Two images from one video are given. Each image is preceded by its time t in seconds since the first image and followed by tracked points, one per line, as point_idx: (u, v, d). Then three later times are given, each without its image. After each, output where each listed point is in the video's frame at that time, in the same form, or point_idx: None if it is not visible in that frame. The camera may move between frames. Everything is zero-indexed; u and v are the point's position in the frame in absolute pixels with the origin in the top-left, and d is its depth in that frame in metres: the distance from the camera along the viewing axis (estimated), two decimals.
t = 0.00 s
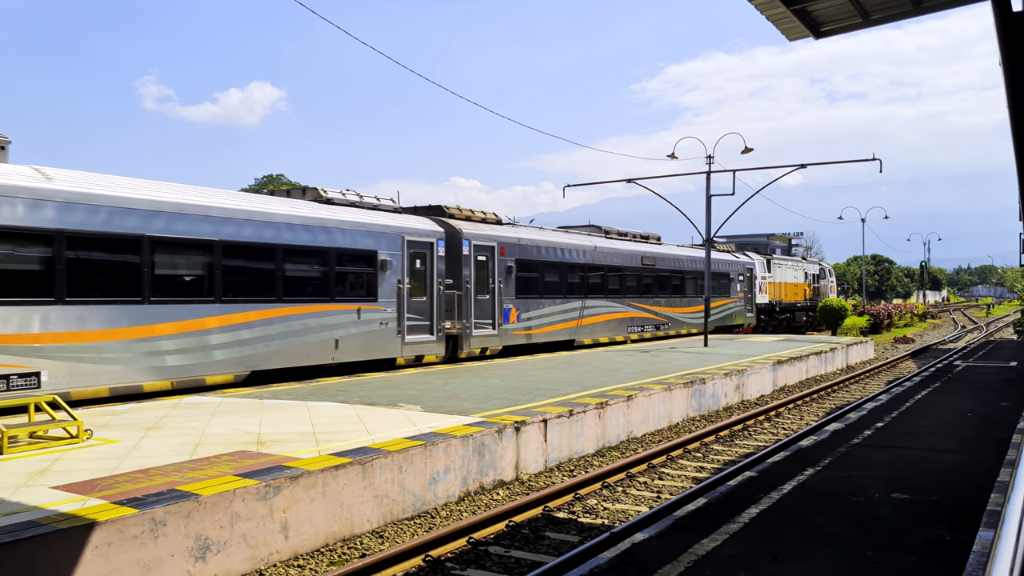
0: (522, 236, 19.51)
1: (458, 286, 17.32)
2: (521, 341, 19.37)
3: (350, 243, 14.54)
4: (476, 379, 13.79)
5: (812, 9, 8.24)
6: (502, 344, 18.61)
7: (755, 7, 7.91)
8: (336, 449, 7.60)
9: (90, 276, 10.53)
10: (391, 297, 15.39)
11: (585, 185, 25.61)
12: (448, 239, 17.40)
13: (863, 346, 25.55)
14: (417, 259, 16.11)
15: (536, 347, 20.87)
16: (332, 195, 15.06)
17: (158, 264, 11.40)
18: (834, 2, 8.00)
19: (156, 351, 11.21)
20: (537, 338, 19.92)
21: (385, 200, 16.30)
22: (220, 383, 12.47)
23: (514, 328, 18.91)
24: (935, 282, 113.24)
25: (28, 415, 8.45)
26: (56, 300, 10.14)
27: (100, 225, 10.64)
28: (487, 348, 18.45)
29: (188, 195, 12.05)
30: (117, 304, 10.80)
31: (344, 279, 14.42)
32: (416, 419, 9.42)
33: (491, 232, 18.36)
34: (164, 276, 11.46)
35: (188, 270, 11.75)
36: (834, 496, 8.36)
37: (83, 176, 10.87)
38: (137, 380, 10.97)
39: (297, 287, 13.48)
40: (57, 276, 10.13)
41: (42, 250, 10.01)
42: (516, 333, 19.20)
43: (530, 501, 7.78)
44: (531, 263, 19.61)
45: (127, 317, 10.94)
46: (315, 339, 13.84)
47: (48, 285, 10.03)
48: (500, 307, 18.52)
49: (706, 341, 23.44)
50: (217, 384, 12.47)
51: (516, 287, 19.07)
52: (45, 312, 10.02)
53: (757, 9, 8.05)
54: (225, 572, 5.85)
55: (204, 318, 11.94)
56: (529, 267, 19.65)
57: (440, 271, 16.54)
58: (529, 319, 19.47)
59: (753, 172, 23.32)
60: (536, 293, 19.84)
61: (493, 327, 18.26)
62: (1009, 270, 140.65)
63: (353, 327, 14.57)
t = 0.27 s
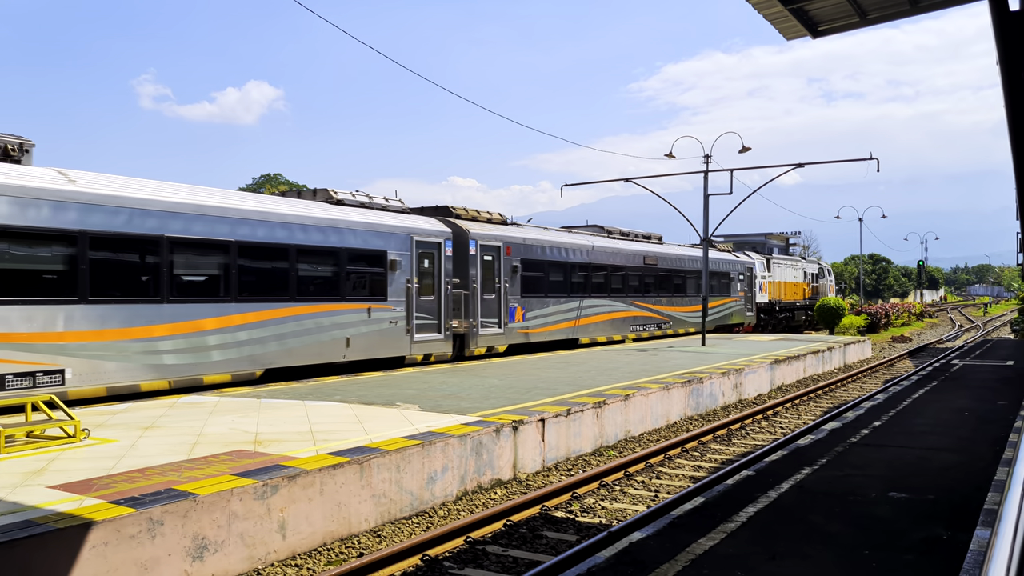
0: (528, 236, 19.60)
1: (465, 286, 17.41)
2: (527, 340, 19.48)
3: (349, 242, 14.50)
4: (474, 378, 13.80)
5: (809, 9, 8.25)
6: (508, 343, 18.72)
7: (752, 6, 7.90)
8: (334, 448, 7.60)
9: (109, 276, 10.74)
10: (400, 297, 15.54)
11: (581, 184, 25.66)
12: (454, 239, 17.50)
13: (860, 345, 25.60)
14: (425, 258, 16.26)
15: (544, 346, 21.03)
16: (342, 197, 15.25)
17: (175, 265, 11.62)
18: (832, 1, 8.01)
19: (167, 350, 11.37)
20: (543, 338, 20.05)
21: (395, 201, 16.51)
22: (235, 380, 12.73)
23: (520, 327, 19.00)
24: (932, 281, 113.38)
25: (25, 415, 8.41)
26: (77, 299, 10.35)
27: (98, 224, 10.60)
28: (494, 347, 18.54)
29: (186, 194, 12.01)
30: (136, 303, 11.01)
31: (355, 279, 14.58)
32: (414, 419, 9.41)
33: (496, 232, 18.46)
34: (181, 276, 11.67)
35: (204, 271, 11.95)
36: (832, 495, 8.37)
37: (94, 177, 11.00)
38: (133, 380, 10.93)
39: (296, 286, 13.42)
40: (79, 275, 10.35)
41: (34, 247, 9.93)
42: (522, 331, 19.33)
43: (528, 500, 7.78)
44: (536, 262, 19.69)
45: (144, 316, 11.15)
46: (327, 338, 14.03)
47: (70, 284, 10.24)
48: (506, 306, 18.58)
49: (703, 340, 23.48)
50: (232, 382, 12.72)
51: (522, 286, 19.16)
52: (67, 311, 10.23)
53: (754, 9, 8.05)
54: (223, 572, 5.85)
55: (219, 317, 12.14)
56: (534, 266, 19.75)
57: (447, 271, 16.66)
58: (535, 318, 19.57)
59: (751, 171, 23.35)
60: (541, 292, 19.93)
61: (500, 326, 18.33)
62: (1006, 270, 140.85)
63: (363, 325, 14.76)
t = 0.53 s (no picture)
0: (533, 236, 19.66)
1: (472, 285, 17.48)
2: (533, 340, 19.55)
3: (347, 243, 14.31)
4: (472, 378, 13.80)
5: (807, 9, 8.25)
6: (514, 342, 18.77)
7: (750, 7, 7.90)
8: (332, 447, 7.60)
9: (127, 275, 10.95)
10: (408, 296, 15.64)
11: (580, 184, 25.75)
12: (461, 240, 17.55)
13: (858, 345, 25.63)
14: (432, 258, 16.38)
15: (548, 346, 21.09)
16: (352, 197, 15.42)
17: (191, 264, 11.81)
18: (830, 1, 8.01)
19: (187, 348, 11.63)
20: (547, 338, 20.11)
21: (402, 203, 16.68)
22: (247, 378, 12.90)
23: (526, 326, 19.06)
24: (930, 281, 113.52)
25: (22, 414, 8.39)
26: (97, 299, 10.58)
27: (95, 223, 10.57)
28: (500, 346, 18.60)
29: (184, 194, 11.97)
30: (153, 302, 11.23)
31: (364, 279, 14.70)
32: (412, 418, 9.42)
33: (502, 232, 18.52)
34: (196, 275, 11.85)
35: (218, 270, 12.12)
36: (830, 495, 8.38)
37: (99, 176, 11.00)
38: (131, 380, 10.91)
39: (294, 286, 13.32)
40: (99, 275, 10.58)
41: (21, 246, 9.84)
42: (528, 331, 19.42)
43: (526, 500, 7.79)
44: (541, 263, 19.73)
45: (161, 315, 11.36)
46: (337, 337, 14.17)
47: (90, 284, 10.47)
48: (511, 305, 18.64)
49: (702, 339, 23.50)
50: (244, 380, 12.89)
51: (528, 286, 19.23)
52: (87, 311, 10.48)
53: (752, 9, 8.06)
54: (220, 571, 5.84)
55: (233, 316, 12.33)
56: (539, 266, 19.80)
57: (454, 271, 16.76)
58: (540, 318, 19.63)
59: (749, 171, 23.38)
60: (546, 291, 19.99)
61: (506, 326, 18.37)
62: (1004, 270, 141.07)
63: (372, 325, 14.90)
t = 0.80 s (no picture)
0: (540, 237, 19.81)
1: (479, 285, 17.65)
2: (539, 338, 19.69)
3: (347, 242, 14.28)
4: (471, 378, 13.80)
5: (805, 9, 8.26)
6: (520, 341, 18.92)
7: (748, 6, 7.91)
8: (331, 447, 7.60)
9: (148, 275, 11.20)
10: (418, 296, 15.84)
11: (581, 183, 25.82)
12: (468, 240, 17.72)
13: (857, 345, 25.65)
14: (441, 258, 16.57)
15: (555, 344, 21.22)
16: (362, 198, 15.63)
17: (209, 265, 12.05)
18: (828, 1, 8.03)
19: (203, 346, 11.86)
20: (552, 336, 20.19)
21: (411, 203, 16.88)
22: (263, 376, 13.15)
23: (531, 325, 19.21)
24: (928, 280, 113.63)
25: (20, 414, 8.37)
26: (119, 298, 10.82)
27: (94, 223, 10.55)
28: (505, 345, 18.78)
29: (183, 193, 11.95)
30: (173, 301, 11.48)
31: (376, 278, 14.91)
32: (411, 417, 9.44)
33: (509, 233, 18.68)
34: (213, 275, 12.10)
35: (234, 270, 12.35)
36: (828, 494, 8.38)
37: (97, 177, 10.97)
38: (129, 379, 10.90)
39: (293, 285, 13.28)
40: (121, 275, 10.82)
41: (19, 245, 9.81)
42: (534, 330, 19.57)
43: (524, 499, 7.79)
44: (546, 262, 19.88)
45: (181, 313, 11.61)
46: (349, 336, 14.38)
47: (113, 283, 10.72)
48: (517, 305, 18.80)
49: (700, 339, 23.52)
50: (258, 377, 13.12)
51: (534, 285, 19.38)
52: (110, 309, 10.73)
53: (750, 9, 8.06)
54: (219, 571, 5.84)
55: (249, 315, 12.56)
56: (545, 266, 19.93)
57: (462, 270, 16.95)
58: (546, 316, 19.76)
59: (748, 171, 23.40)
60: (551, 291, 20.10)
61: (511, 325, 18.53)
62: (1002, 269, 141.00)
63: (383, 323, 15.10)
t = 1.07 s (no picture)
0: (549, 238, 20.01)
1: (488, 284, 17.87)
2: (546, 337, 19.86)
3: (349, 241, 14.27)
4: (471, 377, 13.81)
5: (806, 8, 8.26)
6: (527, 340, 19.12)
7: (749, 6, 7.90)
8: (331, 446, 7.61)
9: (170, 275, 11.46)
10: (429, 295, 16.08)
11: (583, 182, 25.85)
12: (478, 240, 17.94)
13: (857, 344, 25.66)
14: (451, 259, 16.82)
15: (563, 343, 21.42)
16: (375, 199, 15.90)
17: (229, 264, 12.32)
18: (828, 0, 8.03)
19: (222, 343, 12.13)
20: (559, 335, 20.34)
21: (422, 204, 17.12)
22: (281, 372, 13.42)
23: (539, 324, 19.40)
24: (929, 280, 113.58)
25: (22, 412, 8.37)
26: (142, 297, 11.08)
27: (95, 222, 10.53)
28: (514, 343, 19.02)
29: (183, 192, 11.94)
30: (194, 300, 11.74)
31: (389, 278, 15.14)
32: (411, 416, 9.45)
33: (517, 233, 18.87)
34: (233, 274, 12.36)
35: (253, 269, 12.61)
36: (828, 494, 8.38)
37: (101, 176, 10.97)
38: (130, 378, 10.90)
39: (293, 284, 13.26)
40: (145, 274, 11.08)
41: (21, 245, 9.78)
42: (541, 329, 19.75)
43: (525, 498, 7.79)
44: (554, 262, 20.05)
45: (202, 312, 11.87)
46: (363, 334, 14.63)
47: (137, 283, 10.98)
48: (525, 304, 18.99)
49: (701, 338, 23.54)
50: (275, 374, 13.39)
51: (541, 285, 19.56)
52: (135, 308, 10.99)
53: (751, 9, 8.06)
54: (219, 570, 5.84)
55: (266, 313, 12.82)
56: (552, 266, 20.09)
57: (472, 270, 17.19)
58: (553, 315, 19.93)
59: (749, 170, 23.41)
60: (558, 290, 20.25)
61: (520, 323, 18.75)
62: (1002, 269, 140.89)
63: (396, 322, 15.34)
